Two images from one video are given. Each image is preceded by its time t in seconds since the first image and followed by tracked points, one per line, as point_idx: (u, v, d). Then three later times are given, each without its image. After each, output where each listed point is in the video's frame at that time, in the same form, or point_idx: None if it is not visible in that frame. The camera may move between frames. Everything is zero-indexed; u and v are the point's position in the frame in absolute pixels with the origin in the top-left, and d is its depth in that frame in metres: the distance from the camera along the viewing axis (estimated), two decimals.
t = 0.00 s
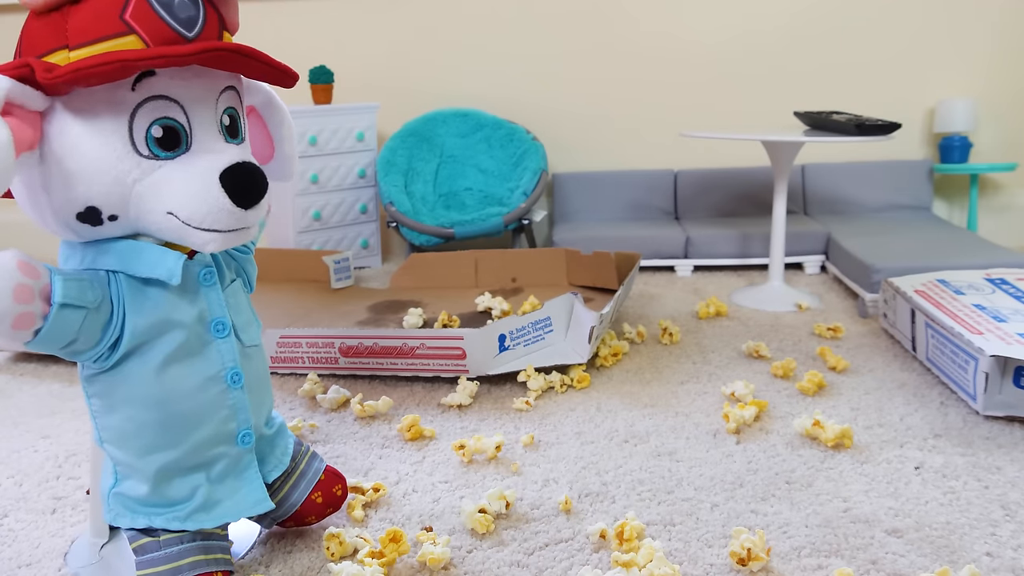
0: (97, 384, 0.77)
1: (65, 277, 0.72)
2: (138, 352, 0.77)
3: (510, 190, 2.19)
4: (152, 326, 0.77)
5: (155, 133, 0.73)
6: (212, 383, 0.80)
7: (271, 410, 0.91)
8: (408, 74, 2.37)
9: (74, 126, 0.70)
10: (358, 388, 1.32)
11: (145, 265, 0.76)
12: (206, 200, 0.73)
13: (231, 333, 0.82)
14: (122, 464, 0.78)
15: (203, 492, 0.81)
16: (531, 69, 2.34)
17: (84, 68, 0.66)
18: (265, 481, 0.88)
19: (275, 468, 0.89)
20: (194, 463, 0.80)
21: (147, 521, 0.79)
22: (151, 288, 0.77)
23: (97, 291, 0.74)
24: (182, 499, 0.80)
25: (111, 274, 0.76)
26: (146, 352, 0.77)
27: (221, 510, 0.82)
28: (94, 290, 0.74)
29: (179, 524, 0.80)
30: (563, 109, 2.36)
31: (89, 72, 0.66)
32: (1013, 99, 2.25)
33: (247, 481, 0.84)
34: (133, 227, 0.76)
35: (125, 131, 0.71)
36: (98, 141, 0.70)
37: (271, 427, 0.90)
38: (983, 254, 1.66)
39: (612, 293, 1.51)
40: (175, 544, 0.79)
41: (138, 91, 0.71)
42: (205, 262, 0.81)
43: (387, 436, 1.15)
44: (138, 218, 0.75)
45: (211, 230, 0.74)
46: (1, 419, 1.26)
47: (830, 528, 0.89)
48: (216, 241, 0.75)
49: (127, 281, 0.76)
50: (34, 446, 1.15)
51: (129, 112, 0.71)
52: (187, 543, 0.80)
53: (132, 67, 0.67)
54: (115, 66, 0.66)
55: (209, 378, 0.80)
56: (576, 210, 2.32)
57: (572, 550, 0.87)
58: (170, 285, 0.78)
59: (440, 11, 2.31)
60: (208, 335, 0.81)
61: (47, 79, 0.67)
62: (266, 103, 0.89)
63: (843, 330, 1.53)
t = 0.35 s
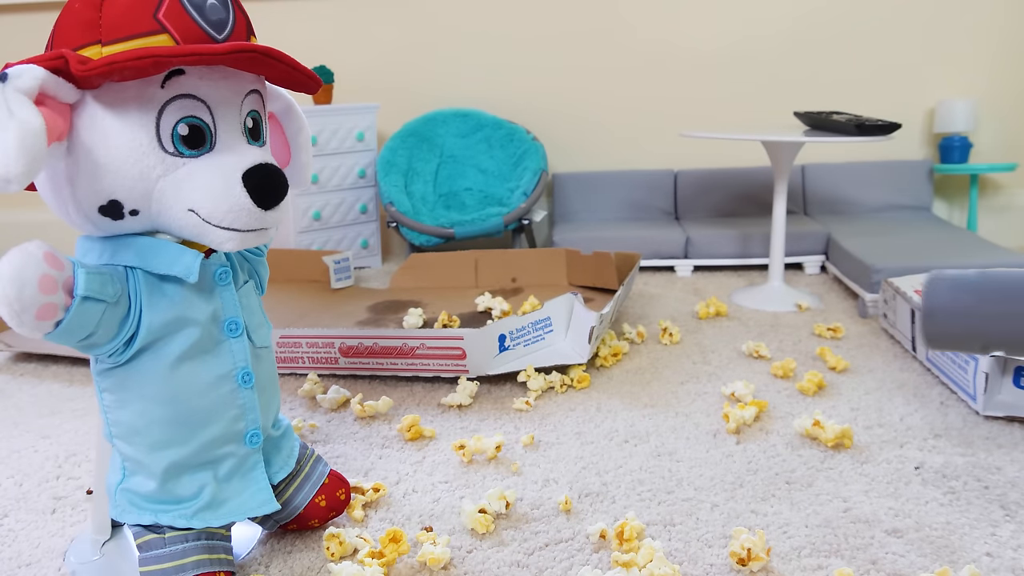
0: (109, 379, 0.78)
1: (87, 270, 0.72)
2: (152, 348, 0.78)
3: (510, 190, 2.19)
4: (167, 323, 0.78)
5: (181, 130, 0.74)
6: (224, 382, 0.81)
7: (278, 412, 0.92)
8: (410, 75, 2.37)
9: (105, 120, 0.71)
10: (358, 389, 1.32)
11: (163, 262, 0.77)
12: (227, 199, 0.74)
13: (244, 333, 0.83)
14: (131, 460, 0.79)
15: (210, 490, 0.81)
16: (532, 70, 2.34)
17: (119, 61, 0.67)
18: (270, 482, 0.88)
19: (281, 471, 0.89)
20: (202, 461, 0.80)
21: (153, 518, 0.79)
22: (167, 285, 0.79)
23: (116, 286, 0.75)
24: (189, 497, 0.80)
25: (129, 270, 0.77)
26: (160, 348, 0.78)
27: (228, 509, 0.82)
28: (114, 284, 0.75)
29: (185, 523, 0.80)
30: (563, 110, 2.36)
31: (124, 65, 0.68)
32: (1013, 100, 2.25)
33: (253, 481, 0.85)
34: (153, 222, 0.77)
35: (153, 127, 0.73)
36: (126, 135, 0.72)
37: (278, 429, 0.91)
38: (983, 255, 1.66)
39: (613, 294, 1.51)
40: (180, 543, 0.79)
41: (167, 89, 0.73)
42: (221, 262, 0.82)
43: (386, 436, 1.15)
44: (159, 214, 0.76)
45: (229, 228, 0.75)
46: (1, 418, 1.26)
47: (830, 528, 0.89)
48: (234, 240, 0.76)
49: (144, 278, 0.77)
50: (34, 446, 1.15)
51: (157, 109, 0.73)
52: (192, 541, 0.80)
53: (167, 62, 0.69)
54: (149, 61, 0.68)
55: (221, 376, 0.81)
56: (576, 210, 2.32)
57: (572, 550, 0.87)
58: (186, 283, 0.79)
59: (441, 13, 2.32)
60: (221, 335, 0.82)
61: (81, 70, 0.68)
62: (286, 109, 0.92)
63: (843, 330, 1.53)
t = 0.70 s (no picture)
0: (108, 379, 0.78)
1: (88, 270, 0.72)
2: (152, 348, 0.78)
3: (510, 190, 2.19)
4: (167, 323, 0.78)
5: (181, 130, 0.74)
6: (224, 382, 0.81)
7: (278, 412, 0.92)
8: (410, 75, 2.37)
9: (105, 120, 0.71)
10: (358, 388, 1.32)
11: (163, 262, 0.77)
12: (227, 199, 0.74)
13: (244, 333, 0.83)
14: (131, 460, 0.79)
15: (210, 490, 0.81)
16: (532, 70, 2.34)
17: (118, 61, 0.67)
18: (270, 482, 0.89)
19: (281, 470, 0.90)
20: (202, 461, 0.80)
21: (153, 518, 0.79)
22: (168, 285, 0.79)
23: (116, 285, 0.75)
24: (189, 497, 0.80)
25: (129, 270, 0.77)
26: (160, 348, 0.78)
27: (228, 509, 0.82)
28: (114, 284, 0.75)
29: (185, 523, 0.79)
30: (563, 110, 2.36)
31: (123, 65, 0.68)
32: (1014, 100, 2.25)
33: (254, 482, 0.85)
34: (153, 222, 0.77)
35: (153, 127, 0.73)
36: (126, 136, 0.72)
37: (278, 429, 0.92)
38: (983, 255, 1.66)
39: (613, 294, 1.51)
40: (180, 542, 0.79)
41: (167, 89, 0.73)
42: (221, 262, 0.82)
43: (387, 436, 1.15)
44: (159, 214, 0.76)
45: (229, 228, 0.75)
46: (1, 418, 1.26)
47: (830, 528, 0.89)
48: (234, 240, 0.76)
49: (144, 278, 0.77)
50: (34, 446, 1.15)
51: (157, 109, 0.73)
52: (192, 541, 0.80)
53: (166, 62, 0.69)
54: (149, 61, 0.68)
55: (221, 376, 0.81)
56: (576, 210, 2.32)
57: (572, 550, 0.87)
58: (186, 283, 0.79)
59: (441, 13, 2.32)
60: (221, 335, 0.82)
61: (81, 70, 0.68)
62: (286, 110, 0.92)
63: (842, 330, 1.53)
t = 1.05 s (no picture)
0: (108, 379, 0.78)
1: (88, 271, 0.72)
2: (152, 349, 0.78)
3: (510, 190, 2.19)
4: (166, 323, 0.78)
5: (181, 130, 0.74)
6: (224, 382, 0.81)
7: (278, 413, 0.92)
8: (410, 74, 2.37)
9: (105, 120, 0.71)
10: (357, 388, 1.32)
11: (163, 262, 0.77)
12: (228, 199, 0.74)
13: (244, 333, 0.83)
14: (131, 460, 0.79)
15: (210, 490, 0.81)
16: (531, 70, 2.34)
17: (118, 61, 0.67)
18: (270, 482, 0.89)
19: (281, 470, 0.90)
20: (202, 461, 0.81)
21: (153, 518, 0.79)
22: (168, 285, 0.79)
23: (115, 285, 0.75)
24: (189, 497, 0.80)
25: (129, 269, 0.77)
26: (160, 348, 0.78)
27: (228, 509, 0.82)
28: (114, 284, 0.75)
29: (185, 522, 0.79)
30: (563, 109, 2.36)
31: (123, 65, 0.68)
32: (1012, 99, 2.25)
33: (254, 482, 0.84)
34: (153, 222, 0.77)
35: (153, 127, 0.73)
36: (126, 135, 0.72)
37: (278, 429, 0.92)
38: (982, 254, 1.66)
39: (613, 293, 1.51)
40: (180, 543, 0.79)
41: (166, 89, 0.73)
42: (221, 261, 0.82)
43: (386, 436, 1.15)
44: (158, 214, 0.76)
45: (229, 228, 0.75)
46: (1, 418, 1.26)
47: (830, 528, 0.89)
48: (234, 240, 0.76)
49: (144, 277, 0.77)
50: (34, 446, 1.15)
51: (157, 109, 0.73)
52: (192, 541, 0.79)
53: (166, 62, 0.69)
54: (149, 61, 0.68)
55: (221, 376, 0.81)
56: (576, 210, 2.32)
57: (572, 550, 0.87)
58: (186, 282, 0.79)
59: (440, 12, 2.32)
60: (221, 335, 0.82)
61: (81, 70, 0.68)
62: (287, 110, 0.92)
63: (843, 330, 1.53)
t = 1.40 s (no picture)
0: (108, 379, 0.78)
1: (88, 271, 0.72)
2: (152, 349, 0.78)
3: (510, 190, 2.19)
4: (166, 323, 0.78)
5: (181, 130, 0.74)
6: (223, 382, 0.81)
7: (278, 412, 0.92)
8: (410, 74, 2.37)
9: (105, 120, 0.71)
10: (357, 388, 1.32)
11: (163, 262, 0.77)
12: (227, 199, 0.74)
13: (244, 333, 0.83)
14: (130, 460, 0.79)
15: (210, 490, 0.81)
16: (532, 70, 2.34)
17: (119, 61, 0.67)
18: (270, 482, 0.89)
19: (281, 470, 0.90)
20: (202, 461, 0.81)
21: (153, 518, 0.79)
22: (168, 285, 0.79)
23: (116, 285, 0.75)
24: (189, 497, 0.80)
25: (129, 270, 0.77)
26: (160, 348, 0.78)
27: (228, 509, 0.82)
28: (114, 284, 0.75)
29: (185, 523, 0.79)
30: (563, 109, 2.36)
31: (123, 65, 0.68)
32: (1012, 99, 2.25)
33: (254, 482, 0.84)
34: (153, 222, 0.77)
35: (153, 127, 0.73)
36: (126, 135, 0.72)
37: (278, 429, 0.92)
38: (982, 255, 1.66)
39: (613, 294, 1.51)
40: (180, 543, 0.79)
41: (166, 89, 0.73)
42: (221, 261, 0.82)
43: (386, 436, 1.15)
44: (158, 214, 0.76)
45: (229, 228, 0.75)
46: (1, 418, 1.26)
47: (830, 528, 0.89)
48: (234, 240, 0.76)
49: (144, 278, 0.77)
50: (34, 446, 1.15)
51: (157, 109, 0.73)
52: (192, 541, 0.79)
53: (167, 62, 0.69)
54: (149, 61, 0.68)
55: (221, 376, 0.81)
56: (576, 210, 2.32)
57: (572, 550, 0.87)
58: (186, 282, 0.79)
59: (441, 12, 2.32)
60: (221, 335, 0.82)
61: (81, 71, 0.68)
62: (287, 110, 0.92)
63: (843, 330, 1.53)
